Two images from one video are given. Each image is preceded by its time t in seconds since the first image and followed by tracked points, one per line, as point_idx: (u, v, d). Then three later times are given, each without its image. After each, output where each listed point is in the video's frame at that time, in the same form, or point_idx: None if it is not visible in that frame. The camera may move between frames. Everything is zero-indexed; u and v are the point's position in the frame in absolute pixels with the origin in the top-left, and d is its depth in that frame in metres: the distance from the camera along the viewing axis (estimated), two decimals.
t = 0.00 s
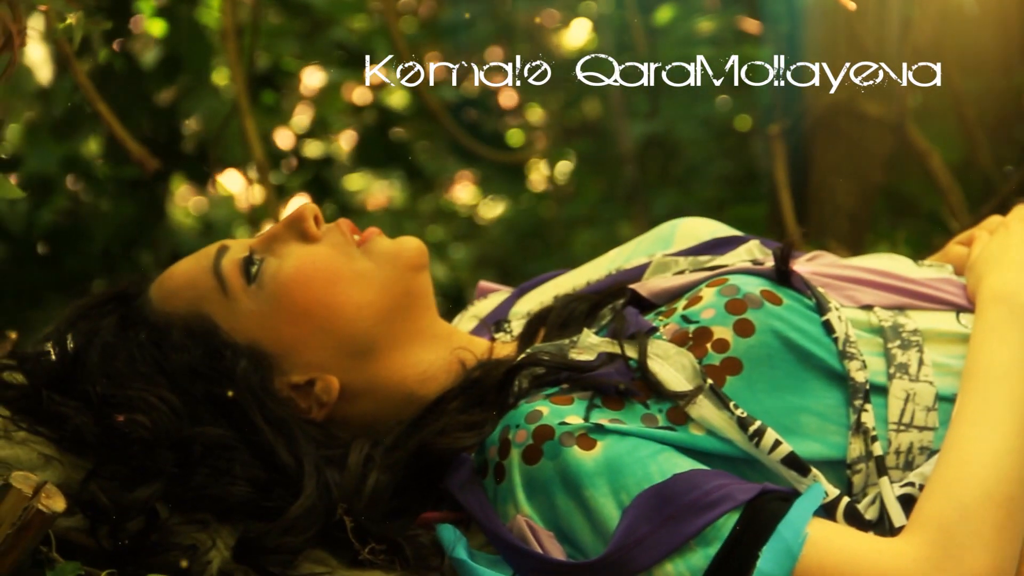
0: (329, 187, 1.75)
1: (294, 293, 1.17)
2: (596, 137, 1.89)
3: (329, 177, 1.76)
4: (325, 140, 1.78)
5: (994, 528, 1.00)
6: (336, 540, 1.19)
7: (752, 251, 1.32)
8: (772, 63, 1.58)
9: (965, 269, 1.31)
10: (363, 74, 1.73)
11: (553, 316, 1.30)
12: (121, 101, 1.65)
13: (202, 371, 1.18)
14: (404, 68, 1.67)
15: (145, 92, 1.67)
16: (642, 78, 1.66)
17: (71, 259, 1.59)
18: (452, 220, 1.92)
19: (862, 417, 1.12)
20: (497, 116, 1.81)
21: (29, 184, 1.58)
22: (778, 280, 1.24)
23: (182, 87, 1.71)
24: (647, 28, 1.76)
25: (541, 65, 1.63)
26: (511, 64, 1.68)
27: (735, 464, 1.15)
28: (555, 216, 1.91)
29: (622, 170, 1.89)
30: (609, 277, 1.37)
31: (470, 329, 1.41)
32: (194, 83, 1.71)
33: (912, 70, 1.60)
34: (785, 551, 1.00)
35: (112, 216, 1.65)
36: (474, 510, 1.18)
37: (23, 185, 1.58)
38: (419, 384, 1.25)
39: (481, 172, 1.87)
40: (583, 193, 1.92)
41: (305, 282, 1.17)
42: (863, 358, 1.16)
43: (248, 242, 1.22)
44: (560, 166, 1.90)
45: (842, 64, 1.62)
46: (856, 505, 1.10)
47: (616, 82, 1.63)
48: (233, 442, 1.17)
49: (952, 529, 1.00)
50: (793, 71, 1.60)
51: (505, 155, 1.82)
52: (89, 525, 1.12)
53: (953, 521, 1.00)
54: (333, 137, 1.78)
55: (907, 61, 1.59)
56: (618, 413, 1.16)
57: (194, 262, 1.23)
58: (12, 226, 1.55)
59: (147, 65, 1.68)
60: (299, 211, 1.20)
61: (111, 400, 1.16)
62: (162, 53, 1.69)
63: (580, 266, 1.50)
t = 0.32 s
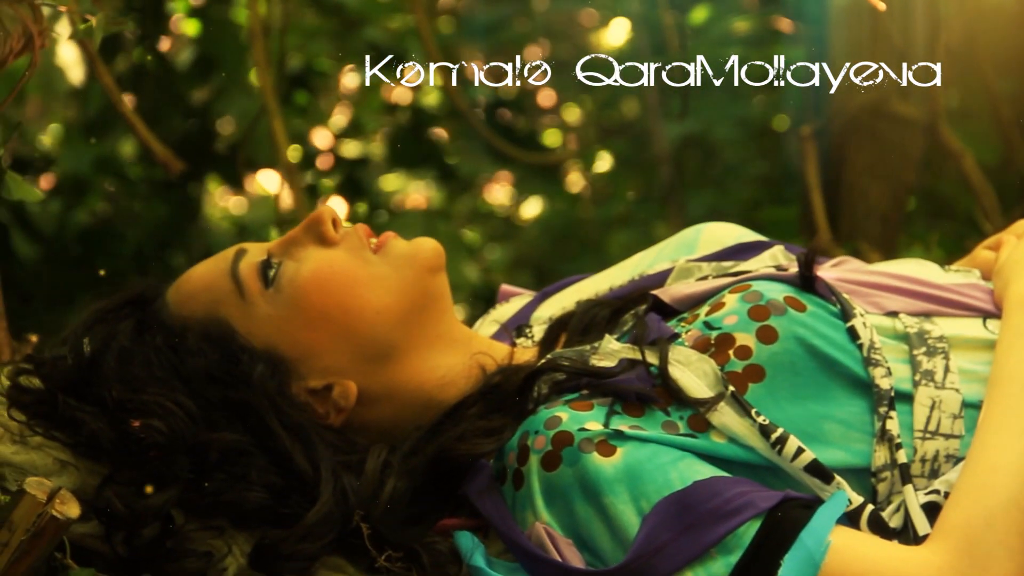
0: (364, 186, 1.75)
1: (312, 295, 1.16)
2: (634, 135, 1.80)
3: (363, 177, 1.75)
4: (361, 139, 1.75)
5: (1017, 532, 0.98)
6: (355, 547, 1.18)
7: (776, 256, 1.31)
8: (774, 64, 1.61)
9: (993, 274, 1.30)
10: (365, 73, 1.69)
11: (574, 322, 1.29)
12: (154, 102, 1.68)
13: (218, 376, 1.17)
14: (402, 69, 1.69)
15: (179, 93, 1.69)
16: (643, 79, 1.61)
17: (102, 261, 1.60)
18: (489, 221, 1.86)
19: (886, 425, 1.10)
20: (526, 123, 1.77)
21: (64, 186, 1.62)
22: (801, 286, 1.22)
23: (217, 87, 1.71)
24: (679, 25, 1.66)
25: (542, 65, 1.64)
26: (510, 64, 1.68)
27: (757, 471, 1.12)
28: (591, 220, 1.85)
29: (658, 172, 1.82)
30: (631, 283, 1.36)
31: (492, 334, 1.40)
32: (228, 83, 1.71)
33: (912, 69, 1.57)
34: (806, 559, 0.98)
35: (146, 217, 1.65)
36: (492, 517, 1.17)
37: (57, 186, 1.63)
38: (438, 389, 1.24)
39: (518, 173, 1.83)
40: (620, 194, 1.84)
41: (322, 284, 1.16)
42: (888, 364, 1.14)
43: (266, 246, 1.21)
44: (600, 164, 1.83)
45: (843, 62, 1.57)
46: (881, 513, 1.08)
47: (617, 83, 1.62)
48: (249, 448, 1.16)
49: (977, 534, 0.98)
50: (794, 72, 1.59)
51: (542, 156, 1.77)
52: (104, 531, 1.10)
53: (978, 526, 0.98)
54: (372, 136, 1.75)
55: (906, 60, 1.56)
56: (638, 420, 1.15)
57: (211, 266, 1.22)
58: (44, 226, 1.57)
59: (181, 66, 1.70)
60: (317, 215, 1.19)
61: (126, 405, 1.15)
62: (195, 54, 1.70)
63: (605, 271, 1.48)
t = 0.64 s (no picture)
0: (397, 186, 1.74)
1: (329, 297, 1.14)
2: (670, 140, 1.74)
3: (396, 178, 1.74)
4: (396, 140, 1.72)
5: None
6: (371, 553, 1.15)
7: (800, 261, 1.29)
8: (775, 64, 1.50)
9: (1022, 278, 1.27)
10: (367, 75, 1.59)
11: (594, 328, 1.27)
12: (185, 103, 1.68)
13: (235, 381, 1.16)
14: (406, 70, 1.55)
15: (212, 93, 1.70)
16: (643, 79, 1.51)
17: (134, 261, 1.62)
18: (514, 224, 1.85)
19: (911, 432, 1.08)
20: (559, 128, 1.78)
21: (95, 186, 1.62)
22: (825, 291, 1.20)
23: (248, 87, 1.72)
24: (710, 25, 1.64)
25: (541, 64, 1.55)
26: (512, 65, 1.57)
27: (780, 479, 1.11)
28: (623, 218, 1.85)
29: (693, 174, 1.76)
30: (653, 288, 1.34)
31: (512, 339, 1.39)
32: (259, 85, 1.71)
33: (914, 70, 1.47)
34: (828, 568, 0.96)
35: (177, 219, 1.65)
36: (510, 524, 1.15)
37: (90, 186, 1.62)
38: (457, 393, 1.22)
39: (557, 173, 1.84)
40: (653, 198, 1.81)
41: (340, 286, 1.14)
42: (912, 370, 1.12)
43: (283, 249, 1.20)
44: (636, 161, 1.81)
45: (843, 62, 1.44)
46: (906, 520, 1.05)
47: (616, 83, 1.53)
48: (265, 453, 1.14)
49: (1003, 542, 0.96)
50: (795, 72, 1.49)
51: (572, 157, 1.80)
52: (119, 537, 1.09)
53: (1004, 535, 0.96)
54: (410, 137, 1.73)
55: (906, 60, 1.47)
56: (658, 426, 1.13)
57: (228, 269, 1.21)
58: (75, 228, 1.59)
59: (212, 66, 1.70)
60: (336, 218, 1.18)
61: (142, 410, 1.13)
62: (228, 54, 1.70)
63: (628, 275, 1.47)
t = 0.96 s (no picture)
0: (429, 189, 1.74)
1: (345, 301, 1.13)
2: (705, 137, 1.80)
3: (429, 179, 1.74)
4: (430, 140, 1.73)
5: None
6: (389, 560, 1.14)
7: (823, 266, 1.27)
8: (773, 64, 1.60)
9: None
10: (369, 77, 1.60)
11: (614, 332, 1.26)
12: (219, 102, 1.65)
13: (251, 385, 1.15)
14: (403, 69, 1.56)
15: (244, 94, 1.66)
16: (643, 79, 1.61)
17: (162, 263, 1.61)
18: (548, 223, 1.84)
19: (935, 438, 1.06)
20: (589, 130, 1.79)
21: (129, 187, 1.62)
22: (847, 297, 1.18)
23: (282, 87, 1.67)
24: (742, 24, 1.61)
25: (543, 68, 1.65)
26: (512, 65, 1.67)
27: (800, 486, 1.09)
28: (658, 219, 1.84)
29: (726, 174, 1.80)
30: (675, 293, 1.33)
31: (532, 343, 1.38)
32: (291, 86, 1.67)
33: (913, 70, 1.53)
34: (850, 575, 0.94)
35: (208, 220, 1.64)
36: (526, 530, 1.14)
37: (123, 188, 1.63)
38: (475, 399, 1.21)
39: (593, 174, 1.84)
40: (692, 196, 1.83)
41: (356, 290, 1.13)
42: (936, 377, 1.10)
43: (300, 253, 1.19)
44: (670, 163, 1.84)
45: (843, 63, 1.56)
46: (929, 527, 1.03)
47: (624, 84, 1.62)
48: (281, 459, 1.13)
49: None
50: (794, 72, 1.60)
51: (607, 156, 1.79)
52: (134, 542, 1.08)
53: None
54: (432, 137, 1.74)
55: (906, 60, 1.53)
56: (678, 432, 1.11)
57: (245, 273, 1.20)
58: (107, 229, 1.58)
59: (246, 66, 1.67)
60: (353, 221, 1.17)
61: (158, 414, 1.12)
62: (261, 55, 1.66)
63: (649, 279, 1.46)
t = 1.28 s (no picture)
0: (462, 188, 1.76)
1: (362, 301, 1.12)
2: (740, 139, 1.83)
3: (458, 180, 1.75)
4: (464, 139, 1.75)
5: None
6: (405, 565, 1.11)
7: (845, 265, 1.26)
8: (772, 63, 1.60)
9: None
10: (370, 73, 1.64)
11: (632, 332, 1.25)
12: (243, 105, 1.68)
13: (267, 388, 1.14)
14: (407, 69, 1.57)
15: (271, 93, 1.68)
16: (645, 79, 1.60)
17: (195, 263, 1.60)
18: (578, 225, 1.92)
19: (957, 441, 1.05)
20: (624, 129, 1.82)
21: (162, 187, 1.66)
22: (869, 296, 1.17)
23: (313, 86, 1.69)
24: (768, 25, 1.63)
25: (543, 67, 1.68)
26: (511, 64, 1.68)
27: (822, 490, 1.08)
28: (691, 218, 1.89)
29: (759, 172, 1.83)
30: (695, 292, 1.32)
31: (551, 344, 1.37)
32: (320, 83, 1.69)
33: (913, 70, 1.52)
34: None
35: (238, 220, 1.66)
36: (544, 534, 1.13)
37: (156, 188, 1.66)
38: (493, 401, 1.20)
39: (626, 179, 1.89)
40: (724, 196, 1.87)
41: (373, 291, 1.13)
42: (959, 378, 1.08)
43: (316, 253, 1.18)
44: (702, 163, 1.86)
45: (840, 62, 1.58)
46: (951, 532, 1.02)
47: (622, 84, 1.67)
48: (297, 461, 1.12)
49: None
50: (795, 71, 1.62)
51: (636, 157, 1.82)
52: (148, 546, 1.07)
53: None
54: (466, 137, 1.76)
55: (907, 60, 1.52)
56: (696, 434, 1.10)
57: (260, 273, 1.19)
58: (136, 228, 1.58)
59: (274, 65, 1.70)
60: (369, 221, 1.16)
61: (173, 416, 1.11)
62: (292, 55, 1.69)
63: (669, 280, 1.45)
